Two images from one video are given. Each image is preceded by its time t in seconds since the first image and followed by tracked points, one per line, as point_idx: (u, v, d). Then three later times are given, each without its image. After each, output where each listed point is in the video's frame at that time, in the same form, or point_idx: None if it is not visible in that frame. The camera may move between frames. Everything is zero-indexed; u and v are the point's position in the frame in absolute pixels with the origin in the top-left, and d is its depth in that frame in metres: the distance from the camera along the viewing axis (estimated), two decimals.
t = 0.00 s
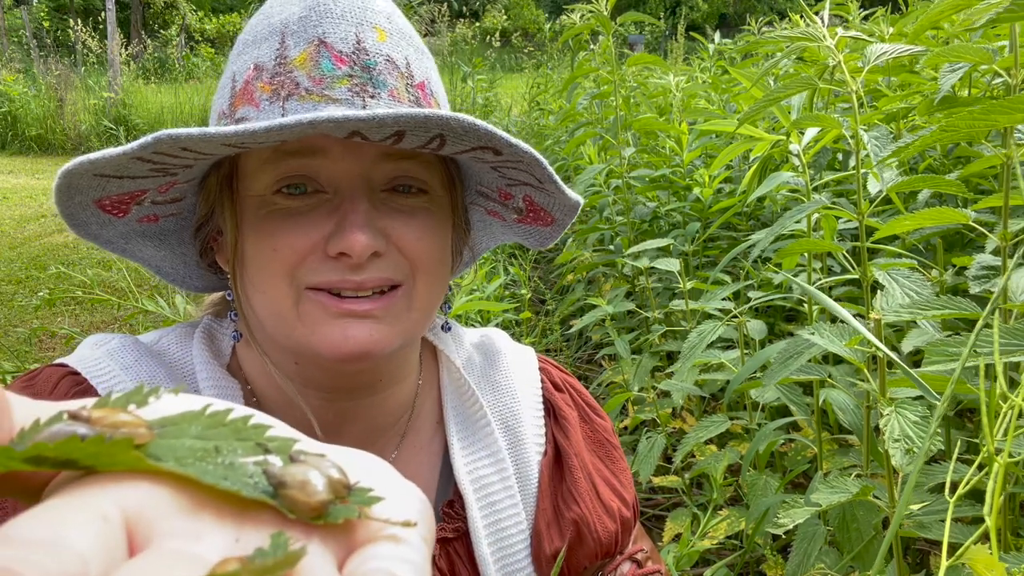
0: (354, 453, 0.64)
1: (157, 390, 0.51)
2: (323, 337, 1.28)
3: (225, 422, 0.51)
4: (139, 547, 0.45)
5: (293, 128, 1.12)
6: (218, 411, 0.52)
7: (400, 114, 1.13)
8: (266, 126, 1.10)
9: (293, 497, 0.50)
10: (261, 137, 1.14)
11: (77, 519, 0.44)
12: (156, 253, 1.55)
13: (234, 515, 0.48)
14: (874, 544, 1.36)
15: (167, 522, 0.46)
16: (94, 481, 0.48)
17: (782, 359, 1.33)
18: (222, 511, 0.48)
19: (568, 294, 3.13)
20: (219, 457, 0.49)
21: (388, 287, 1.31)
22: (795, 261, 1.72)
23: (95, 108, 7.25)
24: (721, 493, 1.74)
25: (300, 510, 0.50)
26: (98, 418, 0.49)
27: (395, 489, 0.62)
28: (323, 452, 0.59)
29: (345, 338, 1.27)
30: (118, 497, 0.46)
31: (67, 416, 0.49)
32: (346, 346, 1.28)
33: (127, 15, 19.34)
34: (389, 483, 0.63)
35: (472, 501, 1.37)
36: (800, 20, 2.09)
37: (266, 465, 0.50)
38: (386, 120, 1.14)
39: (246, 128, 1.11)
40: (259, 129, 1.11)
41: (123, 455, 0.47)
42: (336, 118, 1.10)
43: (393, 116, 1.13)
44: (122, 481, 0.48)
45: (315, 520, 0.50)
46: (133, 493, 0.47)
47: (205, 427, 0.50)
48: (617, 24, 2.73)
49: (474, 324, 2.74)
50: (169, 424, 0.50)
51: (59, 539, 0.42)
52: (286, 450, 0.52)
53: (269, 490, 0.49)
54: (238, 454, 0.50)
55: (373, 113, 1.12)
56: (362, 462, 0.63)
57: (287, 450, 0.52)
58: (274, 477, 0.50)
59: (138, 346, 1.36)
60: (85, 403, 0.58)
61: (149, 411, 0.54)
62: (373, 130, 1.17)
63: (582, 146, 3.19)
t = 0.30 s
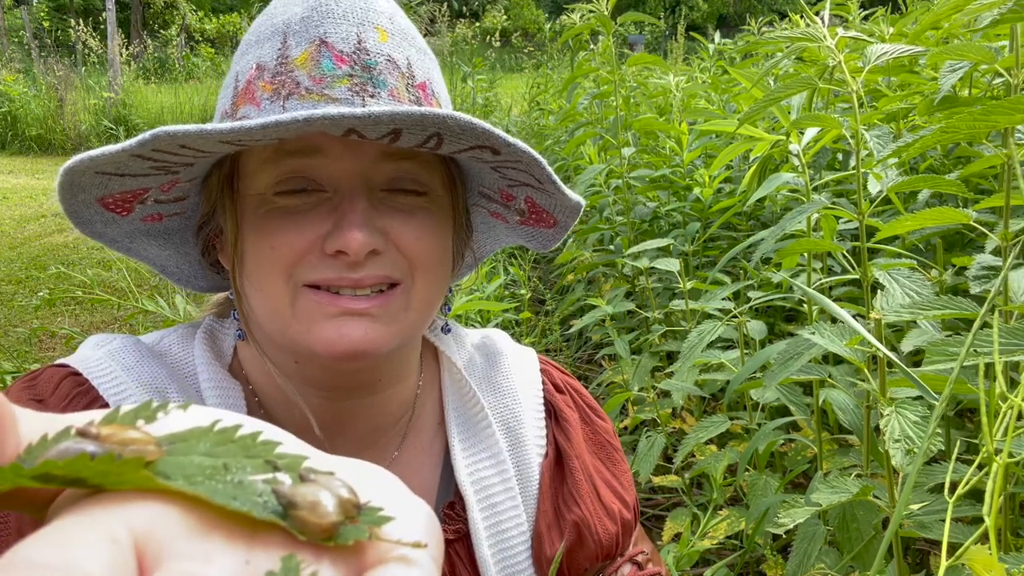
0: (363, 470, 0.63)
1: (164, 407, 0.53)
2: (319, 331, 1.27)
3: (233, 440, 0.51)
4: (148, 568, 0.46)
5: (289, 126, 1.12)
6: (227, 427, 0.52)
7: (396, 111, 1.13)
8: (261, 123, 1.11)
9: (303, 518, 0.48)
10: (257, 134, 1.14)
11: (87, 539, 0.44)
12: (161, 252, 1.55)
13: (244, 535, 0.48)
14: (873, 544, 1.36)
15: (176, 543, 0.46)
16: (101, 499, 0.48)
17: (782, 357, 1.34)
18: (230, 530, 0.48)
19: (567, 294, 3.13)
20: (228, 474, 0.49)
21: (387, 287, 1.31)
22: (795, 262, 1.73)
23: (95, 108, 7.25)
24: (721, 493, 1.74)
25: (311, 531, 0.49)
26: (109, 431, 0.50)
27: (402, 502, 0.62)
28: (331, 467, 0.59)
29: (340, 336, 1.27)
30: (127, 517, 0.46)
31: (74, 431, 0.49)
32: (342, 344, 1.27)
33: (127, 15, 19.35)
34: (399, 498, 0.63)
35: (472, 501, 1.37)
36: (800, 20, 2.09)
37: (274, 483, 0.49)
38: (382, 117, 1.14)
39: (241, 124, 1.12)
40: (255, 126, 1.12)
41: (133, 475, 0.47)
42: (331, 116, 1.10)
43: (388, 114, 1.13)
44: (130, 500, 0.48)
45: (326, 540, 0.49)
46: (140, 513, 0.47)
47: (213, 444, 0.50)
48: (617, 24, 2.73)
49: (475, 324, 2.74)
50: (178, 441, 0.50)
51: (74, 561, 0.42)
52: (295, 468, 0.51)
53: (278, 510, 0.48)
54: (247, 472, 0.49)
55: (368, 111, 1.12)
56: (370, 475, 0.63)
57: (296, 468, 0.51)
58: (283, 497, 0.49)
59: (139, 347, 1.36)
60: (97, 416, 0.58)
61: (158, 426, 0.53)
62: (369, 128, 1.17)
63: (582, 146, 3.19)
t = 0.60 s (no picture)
0: (366, 474, 0.63)
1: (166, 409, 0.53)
2: (320, 339, 1.27)
3: (236, 441, 0.50)
4: (151, 570, 0.46)
5: (286, 123, 1.12)
6: (229, 429, 0.51)
7: (393, 108, 1.13)
8: (259, 120, 1.11)
9: (308, 521, 0.49)
10: (255, 132, 1.14)
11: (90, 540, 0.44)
12: (161, 253, 1.55)
13: (249, 539, 0.48)
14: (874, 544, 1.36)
15: (179, 546, 0.46)
16: (102, 503, 0.48)
17: (782, 358, 1.34)
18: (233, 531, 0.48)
19: (568, 294, 3.13)
20: (231, 477, 0.48)
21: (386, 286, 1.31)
22: (795, 262, 1.73)
23: (95, 108, 7.25)
24: (721, 493, 1.74)
25: (315, 534, 0.49)
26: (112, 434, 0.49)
27: (403, 506, 0.62)
28: (335, 471, 0.59)
29: (342, 344, 1.27)
30: (129, 520, 0.46)
31: (77, 434, 0.49)
32: (342, 352, 1.27)
33: (127, 15, 19.34)
34: (400, 501, 0.63)
35: (472, 501, 1.37)
36: (800, 20, 2.09)
37: (278, 487, 0.49)
38: (380, 114, 1.14)
39: (241, 122, 1.12)
40: (252, 123, 1.12)
41: (135, 477, 0.47)
42: (329, 112, 1.10)
43: (386, 111, 1.13)
44: (131, 503, 0.48)
45: (331, 543, 0.49)
46: (142, 516, 0.47)
47: (215, 446, 0.49)
48: (617, 25, 2.73)
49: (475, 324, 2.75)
50: (181, 443, 0.49)
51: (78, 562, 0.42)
52: (298, 470, 0.51)
53: (282, 513, 0.48)
54: (251, 474, 0.49)
55: (366, 108, 1.12)
56: (372, 479, 0.63)
57: (299, 470, 0.51)
58: (286, 500, 0.49)
59: (139, 347, 1.36)
60: (100, 418, 0.58)
61: (160, 428, 0.54)
62: (367, 125, 1.17)
63: (582, 146, 3.19)
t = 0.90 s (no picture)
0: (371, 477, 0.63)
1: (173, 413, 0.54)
2: (318, 353, 1.28)
3: (243, 445, 0.51)
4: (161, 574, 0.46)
5: (283, 123, 1.12)
6: (236, 433, 0.52)
7: (390, 108, 1.13)
8: (256, 121, 1.11)
9: (316, 524, 0.50)
10: (253, 132, 1.14)
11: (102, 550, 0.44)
12: (160, 254, 1.55)
13: (258, 543, 0.49)
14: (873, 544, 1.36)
15: (189, 551, 0.47)
16: (111, 507, 0.48)
17: (783, 359, 1.33)
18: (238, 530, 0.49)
19: (568, 294, 3.13)
20: (239, 480, 0.49)
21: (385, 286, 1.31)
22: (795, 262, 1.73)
23: (95, 108, 7.24)
24: (721, 493, 1.74)
25: (324, 537, 0.50)
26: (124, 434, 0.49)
27: (410, 510, 0.63)
28: (342, 474, 0.60)
29: (341, 358, 1.27)
30: (139, 523, 0.47)
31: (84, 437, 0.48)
32: (341, 365, 1.28)
33: (127, 15, 19.33)
34: (406, 504, 0.63)
35: (472, 501, 1.37)
36: (800, 19, 2.09)
37: (284, 490, 0.50)
38: (377, 114, 1.14)
39: (237, 123, 1.12)
40: (249, 124, 1.12)
41: (145, 481, 0.47)
42: (326, 113, 1.10)
43: (383, 111, 1.13)
44: (141, 507, 0.47)
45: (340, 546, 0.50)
46: (150, 519, 0.47)
47: (222, 450, 0.50)
48: (617, 25, 2.73)
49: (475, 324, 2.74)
50: (189, 446, 0.50)
51: None
52: (306, 474, 0.52)
53: (291, 515, 0.49)
54: (258, 477, 0.49)
55: (362, 108, 1.12)
56: (378, 483, 0.63)
57: (307, 474, 0.52)
58: (295, 503, 0.50)
59: (139, 348, 1.36)
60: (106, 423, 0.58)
61: (167, 431, 0.53)
62: (365, 125, 1.17)
63: (582, 146, 3.19)
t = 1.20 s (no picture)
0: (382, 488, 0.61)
1: (183, 426, 0.51)
2: (319, 342, 1.27)
3: (251, 458, 0.48)
4: None
5: (284, 123, 1.12)
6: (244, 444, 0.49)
7: (391, 108, 1.13)
8: (257, 121, 1.11)
9: (328, 539, 0.47)
10: (253, 132, 1.14)
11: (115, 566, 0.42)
12: (159, 254, 1.55)
13: (269, 559, 0.46)
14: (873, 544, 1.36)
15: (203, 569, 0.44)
16: (120, 524, 0.45)
17: (782, 359, 1.34)
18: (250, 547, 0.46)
19: (568, 294, 3.13)
20: (248, 494, 0.46)
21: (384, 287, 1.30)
22: (795, 261, 1.73)
23: (95, 108, 7.25)
24: (721, 493, 1.74)
25: (336, 552, 0.47)
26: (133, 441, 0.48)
27: (418, 522, 0.60)
28: (351, 485, 0.57)
29: (342, 347, 1.27)
30: (149, 541, 0.44)
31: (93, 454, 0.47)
32: (342, 355, 1.27)
33: (127, 15, 19.31)
34: (413, 515, 0.61)
35: (472, 502, 1.37)
36: (799, 19, 2.09)
37: (295, 503, 0.47)
38: (377, 114, 1.14)
39: (237, 123, 1.12)
40: (249, 124, 1.12)
41: (155, 497, 0.45)
42: (326, 113, 1.10)
43: (383, 111, 1.13)
44: (151, 524, 0.45)
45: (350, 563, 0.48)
46: (162, 536, 0.44)
47: (230, 463, 0.47)
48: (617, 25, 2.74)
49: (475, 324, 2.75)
50: (196, 460, 0.47)
51: None
52: (315, 486, 0.49)
53: (301, 530, 0.46)
54: (267, 490, 0.47)
55: (363, 108, 1.12)
56: (387, 492, 0.61)
57: (316, 486, 0.49)
58: (307, 517, 0.47)
59: (138, 348, 1.36)
60: (110, 436, 0.54)
61: (176, 445, 0.51)
62: (365, 125, 1.17)
63: (582, 145, 3.19)
